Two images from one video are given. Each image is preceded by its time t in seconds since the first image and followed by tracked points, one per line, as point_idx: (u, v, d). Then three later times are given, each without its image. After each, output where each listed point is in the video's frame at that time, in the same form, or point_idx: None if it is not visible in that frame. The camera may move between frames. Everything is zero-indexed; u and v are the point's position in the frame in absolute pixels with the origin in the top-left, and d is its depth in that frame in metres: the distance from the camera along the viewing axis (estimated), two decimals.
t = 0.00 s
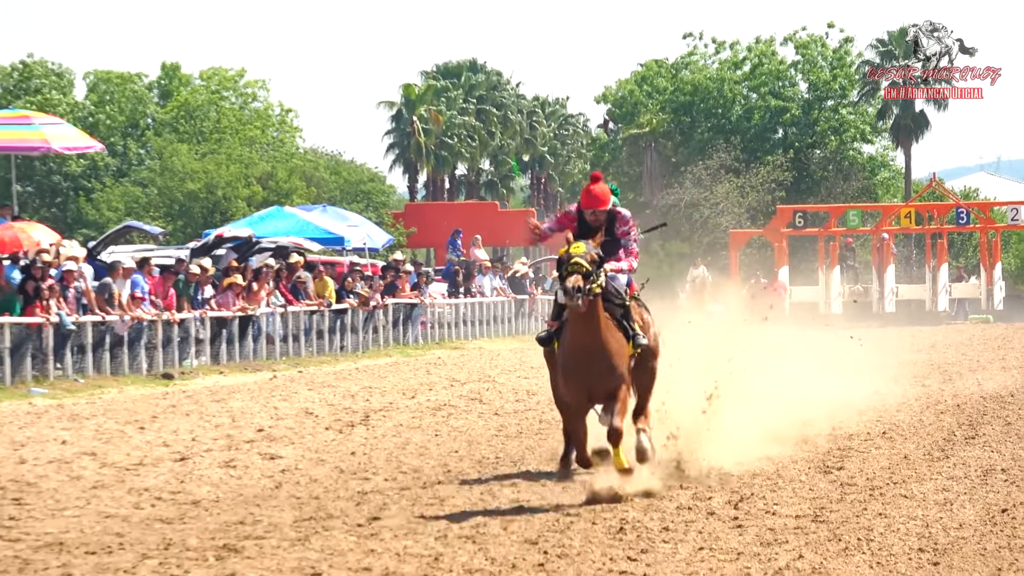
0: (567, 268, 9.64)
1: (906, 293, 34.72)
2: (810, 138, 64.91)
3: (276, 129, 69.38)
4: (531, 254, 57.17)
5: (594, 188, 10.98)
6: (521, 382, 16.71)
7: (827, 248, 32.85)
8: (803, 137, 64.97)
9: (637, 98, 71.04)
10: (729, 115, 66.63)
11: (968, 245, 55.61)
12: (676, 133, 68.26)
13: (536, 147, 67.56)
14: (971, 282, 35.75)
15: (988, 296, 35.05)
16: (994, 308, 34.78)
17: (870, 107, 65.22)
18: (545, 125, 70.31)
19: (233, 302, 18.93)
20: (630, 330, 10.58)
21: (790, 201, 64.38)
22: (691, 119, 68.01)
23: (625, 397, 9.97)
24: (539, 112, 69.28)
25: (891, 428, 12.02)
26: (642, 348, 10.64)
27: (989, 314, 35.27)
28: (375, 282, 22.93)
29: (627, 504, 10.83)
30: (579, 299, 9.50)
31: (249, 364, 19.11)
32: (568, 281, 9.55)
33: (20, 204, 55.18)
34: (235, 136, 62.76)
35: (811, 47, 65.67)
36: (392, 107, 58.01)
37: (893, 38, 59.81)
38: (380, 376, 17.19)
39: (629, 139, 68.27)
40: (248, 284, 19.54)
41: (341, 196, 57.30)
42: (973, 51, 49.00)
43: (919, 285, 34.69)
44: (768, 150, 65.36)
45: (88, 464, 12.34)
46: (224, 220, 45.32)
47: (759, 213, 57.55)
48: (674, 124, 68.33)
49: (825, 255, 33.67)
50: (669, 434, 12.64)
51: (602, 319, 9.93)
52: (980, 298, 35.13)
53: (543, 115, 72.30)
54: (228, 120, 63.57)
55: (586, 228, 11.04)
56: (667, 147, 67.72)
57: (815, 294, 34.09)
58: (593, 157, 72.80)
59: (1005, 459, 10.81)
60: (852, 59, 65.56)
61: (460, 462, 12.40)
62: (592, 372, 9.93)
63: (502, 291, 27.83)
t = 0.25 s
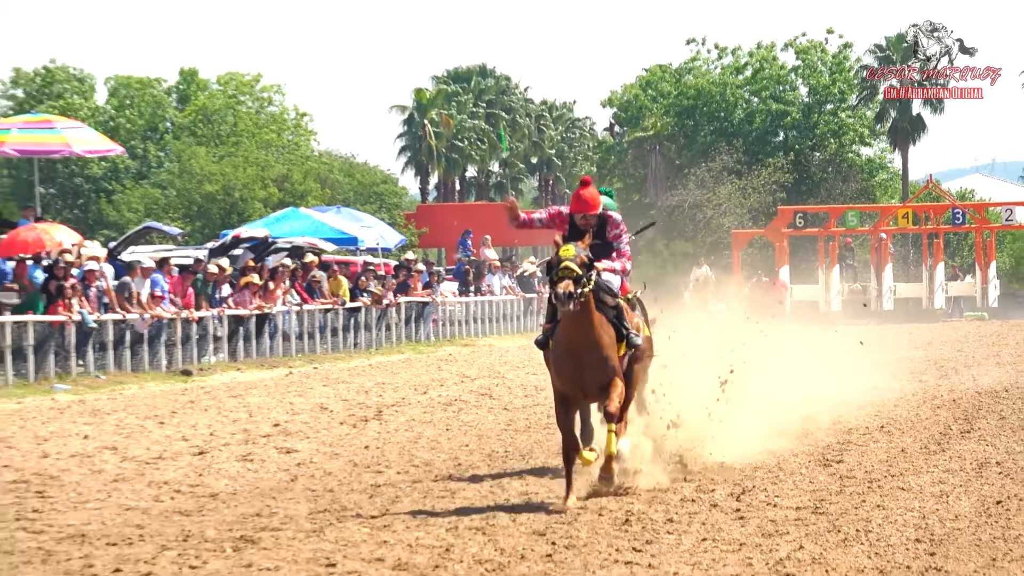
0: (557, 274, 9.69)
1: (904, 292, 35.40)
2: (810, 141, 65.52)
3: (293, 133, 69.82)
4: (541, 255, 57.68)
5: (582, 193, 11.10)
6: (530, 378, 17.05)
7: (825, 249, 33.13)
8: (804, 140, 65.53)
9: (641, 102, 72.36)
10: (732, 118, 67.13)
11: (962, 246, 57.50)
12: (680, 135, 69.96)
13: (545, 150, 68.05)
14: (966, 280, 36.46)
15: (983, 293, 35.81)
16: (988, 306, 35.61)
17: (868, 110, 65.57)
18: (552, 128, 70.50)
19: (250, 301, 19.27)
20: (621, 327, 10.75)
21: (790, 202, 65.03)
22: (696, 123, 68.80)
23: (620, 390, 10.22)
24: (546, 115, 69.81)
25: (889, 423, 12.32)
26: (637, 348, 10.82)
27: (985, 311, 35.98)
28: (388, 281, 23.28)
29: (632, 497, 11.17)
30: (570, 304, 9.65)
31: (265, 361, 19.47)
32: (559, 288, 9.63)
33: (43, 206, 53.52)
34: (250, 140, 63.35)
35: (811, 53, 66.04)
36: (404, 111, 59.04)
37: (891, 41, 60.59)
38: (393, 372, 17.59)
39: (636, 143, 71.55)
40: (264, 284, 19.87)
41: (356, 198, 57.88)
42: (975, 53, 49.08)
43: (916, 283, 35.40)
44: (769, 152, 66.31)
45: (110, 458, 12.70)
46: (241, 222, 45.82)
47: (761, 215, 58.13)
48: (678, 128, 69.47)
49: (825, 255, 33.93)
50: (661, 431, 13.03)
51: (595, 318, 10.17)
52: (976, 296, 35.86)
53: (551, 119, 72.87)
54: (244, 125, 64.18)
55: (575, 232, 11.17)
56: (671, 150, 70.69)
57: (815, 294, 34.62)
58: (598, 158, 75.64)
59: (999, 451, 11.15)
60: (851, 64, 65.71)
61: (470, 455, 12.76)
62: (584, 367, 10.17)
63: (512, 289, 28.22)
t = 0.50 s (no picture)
0: (547, 282, 10.23)
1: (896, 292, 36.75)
2: (807, 145, 67.53)
3: (312, 139, 70.37)
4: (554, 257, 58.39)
5: (573, 201, 11.23)
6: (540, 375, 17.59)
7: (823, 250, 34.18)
8: (802, 145, 67.45)
9: (645, 109, 72.58)
10: (733, 124, 68.95)
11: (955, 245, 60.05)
12: (684, 142, 70.83)
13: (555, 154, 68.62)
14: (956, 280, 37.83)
15: (973, 293, 37.15)
16: (978, 304, 36.98)
17: (864, 116, 67.54)
18: (561, 134, 71.39)
19: (271, 301, 19.86)
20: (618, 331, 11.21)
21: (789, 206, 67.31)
22: (697, 129, 70.37)
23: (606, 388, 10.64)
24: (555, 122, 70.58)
25: (881, 417, 12.85)
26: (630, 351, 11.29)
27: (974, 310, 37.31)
28: (403, 280, 23.83)
29: (636, 487, 11.67)
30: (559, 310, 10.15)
31: (285, 357, 20.03)
32: (549, 296, 10.18)
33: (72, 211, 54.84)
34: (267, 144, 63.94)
35: (808, 62, 67.88)
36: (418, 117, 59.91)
37: (887, 50, 63.89)
38: (408, 369, 18.17)
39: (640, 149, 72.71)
40: (284, 284, 20.47)
41: (373, 202, 58.63)
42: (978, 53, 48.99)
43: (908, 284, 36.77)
44: (769, 157, 68.13)
45: (138, 451, 13.24)
46: (263, 225, 46.57)
47: (760, 217, 60.33)
48: (681, 134, 70.76)
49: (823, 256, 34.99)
50: (655, 423, 13.61)
51: (588, 313, 10.71)
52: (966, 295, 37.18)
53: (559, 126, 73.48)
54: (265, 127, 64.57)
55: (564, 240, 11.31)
56: (674, 156, 71.44)
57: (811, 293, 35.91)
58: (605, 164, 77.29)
59: (987, 445, 11.72)
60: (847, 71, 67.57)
61: (481, 448, 13.29)
62: (576, 358, 10.68)
63: (523, 289, 28.80)
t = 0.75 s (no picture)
0: (542, 290, 10.41)
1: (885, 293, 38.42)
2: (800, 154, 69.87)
3: (332, 149, 71.00)
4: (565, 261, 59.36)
5: (564, 213, 11.55)
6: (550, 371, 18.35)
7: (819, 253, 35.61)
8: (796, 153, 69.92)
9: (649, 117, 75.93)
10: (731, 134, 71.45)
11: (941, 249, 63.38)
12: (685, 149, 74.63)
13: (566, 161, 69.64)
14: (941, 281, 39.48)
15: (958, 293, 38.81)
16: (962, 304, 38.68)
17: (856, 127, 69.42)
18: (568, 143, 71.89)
19: (294, 301, 20.71)
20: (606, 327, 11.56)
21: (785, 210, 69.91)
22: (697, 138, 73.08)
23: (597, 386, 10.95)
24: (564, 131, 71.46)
25: (872, 410, 13.55)
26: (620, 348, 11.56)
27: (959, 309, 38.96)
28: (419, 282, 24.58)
29: (640, 477, 12.38)
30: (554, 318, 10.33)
31: (308, 355, 20.82)
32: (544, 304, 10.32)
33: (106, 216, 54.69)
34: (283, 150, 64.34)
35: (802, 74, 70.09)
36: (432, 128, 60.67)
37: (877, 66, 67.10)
38: (424, 366, 18.96)
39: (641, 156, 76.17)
40: (307, 286, 21.32)
41: (390, 207, 59.59)
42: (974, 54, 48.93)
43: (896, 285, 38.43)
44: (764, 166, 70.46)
45: (169, 444, 13.97)
46: (286, 230, 47.54)
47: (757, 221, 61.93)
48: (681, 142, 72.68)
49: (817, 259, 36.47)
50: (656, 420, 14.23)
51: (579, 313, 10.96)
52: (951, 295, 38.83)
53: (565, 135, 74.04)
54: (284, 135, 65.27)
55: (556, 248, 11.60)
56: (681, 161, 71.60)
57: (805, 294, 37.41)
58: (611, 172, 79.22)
59: (972, 437, 12.42)
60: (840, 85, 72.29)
61: (493, 441, 14.02)
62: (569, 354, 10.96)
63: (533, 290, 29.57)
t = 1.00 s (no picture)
0: (546, 291, 10.56)
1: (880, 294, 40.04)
2: (800, 161, 74.94)
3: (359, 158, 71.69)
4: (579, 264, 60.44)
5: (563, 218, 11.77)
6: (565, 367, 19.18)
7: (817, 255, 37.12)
8: (796, 161, 74.92)
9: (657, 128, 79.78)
10: (735, 142, 76.20)
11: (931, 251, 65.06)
12: (691, 159, 78.42)
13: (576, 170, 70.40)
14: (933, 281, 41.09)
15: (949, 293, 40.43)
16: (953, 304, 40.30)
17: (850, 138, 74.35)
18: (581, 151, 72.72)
19: (322, 301, 21.64)
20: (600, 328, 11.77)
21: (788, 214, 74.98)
22: (704, 147, 77.46)
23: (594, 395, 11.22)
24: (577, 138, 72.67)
25: (869, 405, 14.27)
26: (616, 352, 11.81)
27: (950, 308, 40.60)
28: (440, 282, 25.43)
29: (648, 467, 13.13)
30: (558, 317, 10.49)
31: (336, 352, 21.72)
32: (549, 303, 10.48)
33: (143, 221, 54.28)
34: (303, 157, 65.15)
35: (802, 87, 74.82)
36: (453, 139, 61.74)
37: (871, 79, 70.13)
38: (446, 362, 19.80)
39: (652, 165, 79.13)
40: (334, 286, 22.26)
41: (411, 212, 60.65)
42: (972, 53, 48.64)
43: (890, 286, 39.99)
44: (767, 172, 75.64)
45: (204, 436, 14.77)
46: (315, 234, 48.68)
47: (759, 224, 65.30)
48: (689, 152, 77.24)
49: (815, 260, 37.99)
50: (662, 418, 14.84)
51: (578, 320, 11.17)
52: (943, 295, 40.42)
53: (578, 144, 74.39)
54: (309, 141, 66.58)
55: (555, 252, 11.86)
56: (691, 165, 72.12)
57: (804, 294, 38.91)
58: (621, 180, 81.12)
59: (963, 430, 13.14)
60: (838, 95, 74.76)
61: (511, 433, 14.79)
62: (569, 363, 11.17)
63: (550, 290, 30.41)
